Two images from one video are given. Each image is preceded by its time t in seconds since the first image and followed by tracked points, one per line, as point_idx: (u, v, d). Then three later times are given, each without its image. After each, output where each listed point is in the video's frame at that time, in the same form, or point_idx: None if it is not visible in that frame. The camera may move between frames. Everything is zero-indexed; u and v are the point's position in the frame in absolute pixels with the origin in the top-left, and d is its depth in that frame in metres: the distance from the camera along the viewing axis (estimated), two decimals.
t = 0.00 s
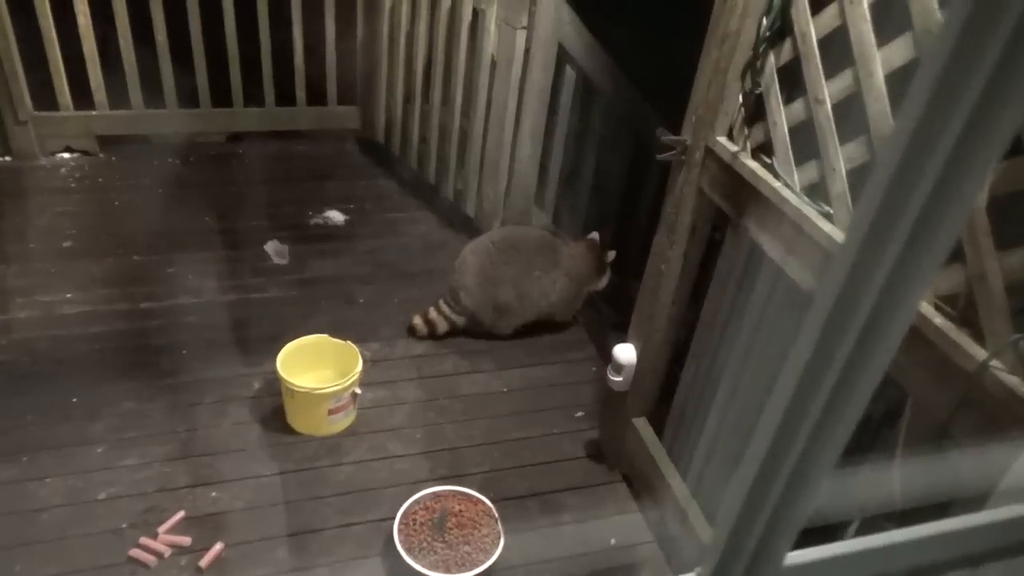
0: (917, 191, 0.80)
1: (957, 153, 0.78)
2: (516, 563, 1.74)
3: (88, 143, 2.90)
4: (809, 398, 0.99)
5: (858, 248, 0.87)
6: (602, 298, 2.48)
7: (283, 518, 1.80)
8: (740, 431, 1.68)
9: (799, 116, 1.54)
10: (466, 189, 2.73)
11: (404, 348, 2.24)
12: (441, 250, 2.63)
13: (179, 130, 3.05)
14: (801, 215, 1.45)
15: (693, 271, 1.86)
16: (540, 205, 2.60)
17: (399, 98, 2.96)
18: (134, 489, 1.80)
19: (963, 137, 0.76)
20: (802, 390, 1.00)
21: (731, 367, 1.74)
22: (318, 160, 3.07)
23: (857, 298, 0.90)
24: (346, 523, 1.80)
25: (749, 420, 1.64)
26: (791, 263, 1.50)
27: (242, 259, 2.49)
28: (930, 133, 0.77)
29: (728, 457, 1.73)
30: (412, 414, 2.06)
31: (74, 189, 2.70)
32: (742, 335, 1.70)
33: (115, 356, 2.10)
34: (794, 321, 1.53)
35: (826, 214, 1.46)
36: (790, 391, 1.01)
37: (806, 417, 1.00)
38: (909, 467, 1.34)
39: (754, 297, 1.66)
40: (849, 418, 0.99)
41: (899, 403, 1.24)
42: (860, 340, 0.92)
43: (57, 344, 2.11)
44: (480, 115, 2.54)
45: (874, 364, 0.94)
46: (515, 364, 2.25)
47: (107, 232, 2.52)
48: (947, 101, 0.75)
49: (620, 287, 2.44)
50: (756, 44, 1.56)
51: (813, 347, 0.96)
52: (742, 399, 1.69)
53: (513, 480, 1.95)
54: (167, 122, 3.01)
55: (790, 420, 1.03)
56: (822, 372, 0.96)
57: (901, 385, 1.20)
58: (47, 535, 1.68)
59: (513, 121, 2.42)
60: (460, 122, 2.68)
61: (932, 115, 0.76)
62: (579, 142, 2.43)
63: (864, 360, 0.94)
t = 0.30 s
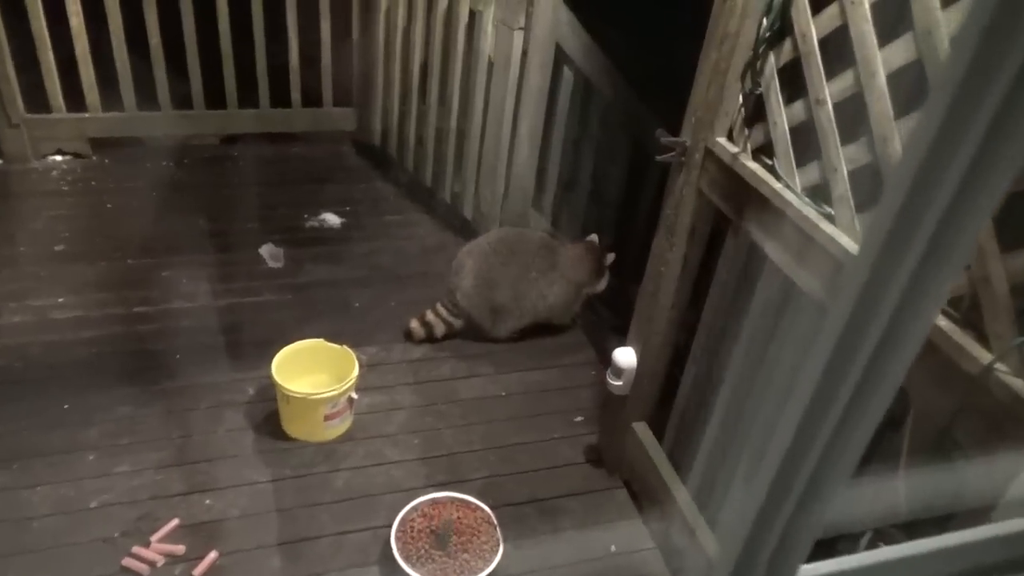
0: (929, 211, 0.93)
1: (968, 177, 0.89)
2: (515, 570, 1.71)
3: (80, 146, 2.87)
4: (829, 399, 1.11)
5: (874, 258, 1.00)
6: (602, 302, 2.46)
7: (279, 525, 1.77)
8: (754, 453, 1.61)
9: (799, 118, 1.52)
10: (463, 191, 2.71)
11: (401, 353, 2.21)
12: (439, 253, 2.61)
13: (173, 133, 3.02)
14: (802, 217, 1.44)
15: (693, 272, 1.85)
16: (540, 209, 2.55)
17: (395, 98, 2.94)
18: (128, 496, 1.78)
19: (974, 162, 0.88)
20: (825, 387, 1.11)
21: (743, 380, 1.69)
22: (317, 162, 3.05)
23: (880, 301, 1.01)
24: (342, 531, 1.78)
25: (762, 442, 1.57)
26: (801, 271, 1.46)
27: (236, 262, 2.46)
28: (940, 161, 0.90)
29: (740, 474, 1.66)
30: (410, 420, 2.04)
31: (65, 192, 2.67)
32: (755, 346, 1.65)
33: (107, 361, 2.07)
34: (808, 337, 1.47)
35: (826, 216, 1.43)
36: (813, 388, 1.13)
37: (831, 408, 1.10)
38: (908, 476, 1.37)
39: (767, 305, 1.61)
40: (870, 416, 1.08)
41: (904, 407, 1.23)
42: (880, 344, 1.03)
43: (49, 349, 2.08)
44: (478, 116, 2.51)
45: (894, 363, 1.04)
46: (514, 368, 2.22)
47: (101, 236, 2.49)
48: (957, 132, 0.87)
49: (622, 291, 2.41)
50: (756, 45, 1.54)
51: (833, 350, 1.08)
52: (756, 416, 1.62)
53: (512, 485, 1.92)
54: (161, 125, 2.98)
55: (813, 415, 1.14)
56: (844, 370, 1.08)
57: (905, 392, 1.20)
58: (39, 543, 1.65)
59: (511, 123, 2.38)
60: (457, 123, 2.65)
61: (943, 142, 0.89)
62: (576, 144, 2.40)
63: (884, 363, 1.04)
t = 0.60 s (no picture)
0: (957, 275, 0.81)
1: (999, 241, 0.77)
2: None
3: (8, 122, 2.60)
4: (854, 471, 0.98)
5: (899, 320, 0.90)
6: (612, 305, 2.15)
7: (242, 563, 1.51)
8: (788, 481, 1.33)
9: (843, 89, 1.26)
10: (454, 177, 2.43)
11: (382, 362, 1.94)
12: (425, 247, 2.33)
13: (119, 109, 2.78)
14: (847, 204, 1.19)
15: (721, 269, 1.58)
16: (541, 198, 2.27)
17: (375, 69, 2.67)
18: (65, 531, 1.51)
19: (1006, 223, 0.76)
20: (851, 453, 0.99)
21: (785, 386, 1.40)
22: (282, 143, 2.75)
23: (905, 365, 0.88)
24: (316, 570, 1.52)
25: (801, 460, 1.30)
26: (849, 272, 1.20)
27: (197, 258, 2.19)
28: (965, 224, 0.79)
29: (770, 497, 1.39)
30: (392, 439, 1.77)
31: None
32: (799, 345, 1.36)
33: (42, 373, 1.80)
34: (853, 340, 1.19)
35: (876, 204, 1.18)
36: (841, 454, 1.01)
37: (855, 482, 0.98)
38: (975, 508, 1.05)
39: (813, 297, 1.32)
40: (901, 483, 0.94)
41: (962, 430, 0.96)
42: (904, 417, 0.90)
43: None
44: (469, 90, 2.24)
45: (922, 437, 0.91)
46: (511, 379, 1.96)
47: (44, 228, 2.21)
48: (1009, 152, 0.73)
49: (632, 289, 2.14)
50: (793, 5, 1.31)
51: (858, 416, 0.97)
52: (795, 435, 1.34)
53: (512, 514, 1.66)
54: (103, 101, 2.76)
55: (837, 489, 1.01)
56: (868, 442, 0.95)
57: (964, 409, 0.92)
58: None
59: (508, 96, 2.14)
60: (445, 99, 2.38)
61: (969, 198, 0.78)
62: (580, 126, 2.12)
63: (909, 440, 0.91)
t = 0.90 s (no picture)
0: (989, 279, 0.70)
1: None
2: None
3: None
4: (875, 503, 0.84)
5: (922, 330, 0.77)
6: (625, 305, 1.94)
7: None
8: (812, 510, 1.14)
9: (892, 58, 1.07)
10: (443, 158, 2.19)
11: (362, 373, 1.71)
12: (411, 240, 2.10)
13: (58, 79, 2.54)
14: (894, 190, 1.01)
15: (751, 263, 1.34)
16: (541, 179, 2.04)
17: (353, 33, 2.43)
18: None
19: None
20: (870, 481, 0.85)
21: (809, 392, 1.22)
22: (243, 120, 2.51)
23: (931, 384, 0.76)
24: None
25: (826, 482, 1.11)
26: (884, 255, 1.04)
27: (153, 252, 1.95)
28: (1003, 211, 0.68)
29: (795, 518, 1.20)
30: (371, 461, 1.54)
31: None
32: (825, 348, 1.18)
33: None
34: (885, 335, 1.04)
35: (931, 190, 0.99)
36: (859, 483, 0.87)
37: (878, 519, 0.84)
38: None
39: (846, 290, 1.14)
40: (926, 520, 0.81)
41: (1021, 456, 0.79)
42: (934, 437, 0.78)
43: None
44: (462, 61, 2.02)
45: (957, 462, 0.78)
46: (507, 393, 1.72)
47: None
48: None
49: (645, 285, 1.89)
50: None
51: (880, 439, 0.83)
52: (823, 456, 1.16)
53: (510, 548, 1.44)
54: (42, 67, 2.52)
55: (858, 525, 0.88)
56: (891, 468, 0.82)
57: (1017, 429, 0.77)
58: None
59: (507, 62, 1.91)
60: (434, 69, 2.15)
61: (1006, 184, 0.68)
62: (587, 101, 1.88)
63: (938, 464, 0.78)
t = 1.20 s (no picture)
0: None
1: None
2: None
3: None
4: (935, 499, 0.78)
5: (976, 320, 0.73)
6: (641, 305, 1.77)
7: None
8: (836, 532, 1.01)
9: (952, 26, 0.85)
10: (439, 139, 2.01)
11: (346, 383, 1.54)
12: (403, 231, 1.92)
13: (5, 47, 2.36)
14: (947, 176, 0.82)
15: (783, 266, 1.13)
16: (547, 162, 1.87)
17: None
18: None
19: None
20: (928, 476, 0.78)
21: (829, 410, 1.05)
22: (211, 93, 2.33)
23: (997, 374, 0.71)
24: None
25: (838, 517, 1.01)
26: (931, 244, 0.86)
27: (116, 244, 1.77)
28: None
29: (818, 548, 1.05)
30: (356, 483, 1.37)
31: None
32: (858, 359, 0.99)
33: None
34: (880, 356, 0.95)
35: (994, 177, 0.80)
36: (909, 489, 0.80)
37: (936, 524, 0.78)
38: None
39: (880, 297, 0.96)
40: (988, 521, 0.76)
41: None
42: (993, 446, 0.73)
43: None
44: (458, 28, 1.85)
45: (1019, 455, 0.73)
46: (507, 405, 1.55)
47: None
48: None
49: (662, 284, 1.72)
50: None
51: (927, 453, 0.78)
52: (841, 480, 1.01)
53: None
54: None
55: (909, 532, 0.81)
56: (945, 470, 0.76)
57: None
58: None
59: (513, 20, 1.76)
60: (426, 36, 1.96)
61: None
62: (602, 78, 1.70)
63: (1002, 459, 0.73)
